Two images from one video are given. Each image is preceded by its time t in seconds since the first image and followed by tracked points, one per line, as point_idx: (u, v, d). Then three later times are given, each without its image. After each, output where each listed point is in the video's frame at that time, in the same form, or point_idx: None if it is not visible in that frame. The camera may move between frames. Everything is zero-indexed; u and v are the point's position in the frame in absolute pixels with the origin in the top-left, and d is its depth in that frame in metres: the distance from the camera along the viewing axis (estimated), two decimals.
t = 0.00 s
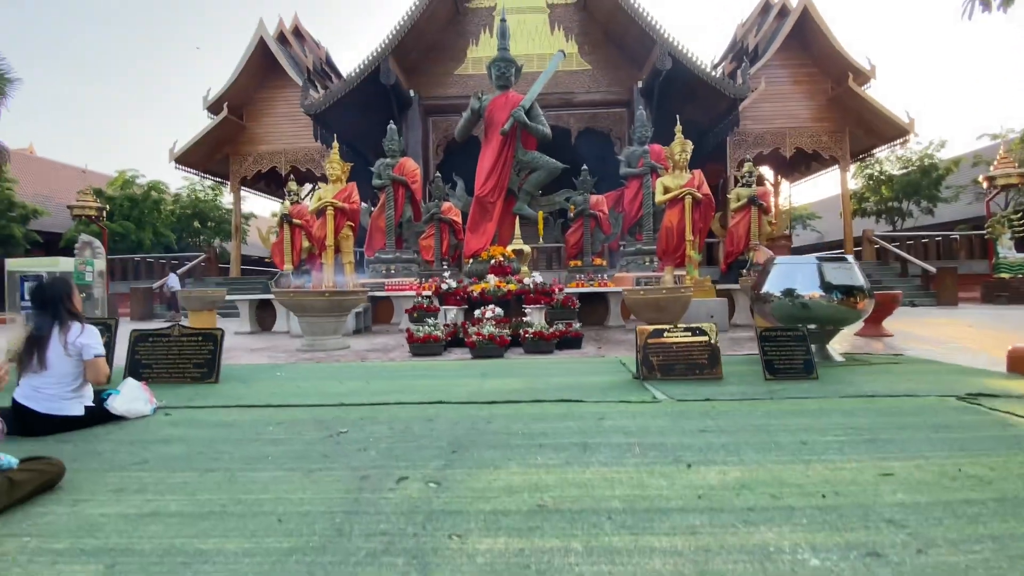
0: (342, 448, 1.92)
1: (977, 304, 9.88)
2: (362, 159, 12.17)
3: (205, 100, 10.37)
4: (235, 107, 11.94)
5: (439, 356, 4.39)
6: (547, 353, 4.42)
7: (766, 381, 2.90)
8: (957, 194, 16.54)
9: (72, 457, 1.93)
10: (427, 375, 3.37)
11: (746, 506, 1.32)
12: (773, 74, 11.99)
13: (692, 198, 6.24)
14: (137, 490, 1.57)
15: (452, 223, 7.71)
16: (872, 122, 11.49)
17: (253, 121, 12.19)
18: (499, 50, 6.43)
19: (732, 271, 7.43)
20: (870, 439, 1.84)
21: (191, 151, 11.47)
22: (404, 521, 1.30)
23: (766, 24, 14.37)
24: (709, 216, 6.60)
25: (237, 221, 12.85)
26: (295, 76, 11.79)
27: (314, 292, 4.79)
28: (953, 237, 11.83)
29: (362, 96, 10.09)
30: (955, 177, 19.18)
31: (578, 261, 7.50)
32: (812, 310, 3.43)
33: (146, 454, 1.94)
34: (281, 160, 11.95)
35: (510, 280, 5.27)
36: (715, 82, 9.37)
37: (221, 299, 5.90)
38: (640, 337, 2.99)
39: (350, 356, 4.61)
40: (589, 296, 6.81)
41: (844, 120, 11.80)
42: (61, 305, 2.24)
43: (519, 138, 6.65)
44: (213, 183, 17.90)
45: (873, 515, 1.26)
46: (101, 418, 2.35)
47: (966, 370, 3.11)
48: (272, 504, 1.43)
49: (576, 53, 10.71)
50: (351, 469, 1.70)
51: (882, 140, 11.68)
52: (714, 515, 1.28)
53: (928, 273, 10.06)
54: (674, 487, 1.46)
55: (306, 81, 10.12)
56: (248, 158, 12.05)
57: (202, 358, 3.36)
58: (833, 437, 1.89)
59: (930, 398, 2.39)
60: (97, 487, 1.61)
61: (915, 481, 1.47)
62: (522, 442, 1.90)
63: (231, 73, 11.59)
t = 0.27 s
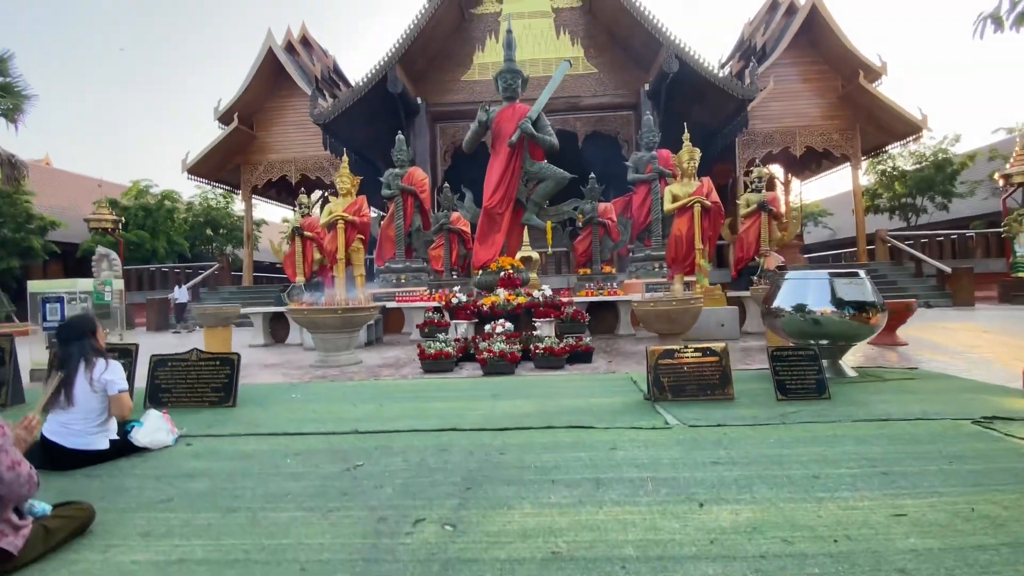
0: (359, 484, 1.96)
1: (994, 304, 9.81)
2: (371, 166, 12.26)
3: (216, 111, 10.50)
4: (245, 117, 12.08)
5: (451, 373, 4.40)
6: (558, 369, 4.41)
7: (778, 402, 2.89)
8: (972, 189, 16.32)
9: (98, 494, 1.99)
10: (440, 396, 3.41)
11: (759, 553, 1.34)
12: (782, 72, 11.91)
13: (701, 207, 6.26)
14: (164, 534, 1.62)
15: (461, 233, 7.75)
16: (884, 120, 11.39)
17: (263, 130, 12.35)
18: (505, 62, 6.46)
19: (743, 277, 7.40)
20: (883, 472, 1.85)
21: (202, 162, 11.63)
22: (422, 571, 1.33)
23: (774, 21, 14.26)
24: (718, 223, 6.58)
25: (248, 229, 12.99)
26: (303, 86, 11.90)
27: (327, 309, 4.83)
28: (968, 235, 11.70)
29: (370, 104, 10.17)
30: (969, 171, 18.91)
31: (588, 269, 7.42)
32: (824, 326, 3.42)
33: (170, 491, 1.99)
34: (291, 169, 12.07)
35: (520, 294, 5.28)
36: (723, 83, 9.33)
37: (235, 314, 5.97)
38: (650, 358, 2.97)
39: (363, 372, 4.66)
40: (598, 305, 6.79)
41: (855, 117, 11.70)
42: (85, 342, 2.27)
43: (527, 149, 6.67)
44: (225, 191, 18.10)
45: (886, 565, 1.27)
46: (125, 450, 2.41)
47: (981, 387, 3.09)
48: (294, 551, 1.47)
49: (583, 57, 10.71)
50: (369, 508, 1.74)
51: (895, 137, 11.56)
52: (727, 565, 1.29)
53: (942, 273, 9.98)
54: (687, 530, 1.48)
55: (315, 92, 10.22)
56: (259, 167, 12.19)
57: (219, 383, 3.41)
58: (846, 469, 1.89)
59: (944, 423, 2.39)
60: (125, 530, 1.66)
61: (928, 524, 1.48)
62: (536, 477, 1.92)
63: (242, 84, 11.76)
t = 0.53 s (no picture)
0: (380, 516, 2.01)
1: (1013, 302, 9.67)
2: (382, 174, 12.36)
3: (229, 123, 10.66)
4: (257, 128, 12.25)
5: (464, 389, 4.37)
6: (571, 383, 4.38)
7: (791, 420, 2.90)
8: (989, 182, 16.07)
9: (131, 527, 2.06)
10: (455, 416, 3.46)
11: None
12: (792, 70, 11.82)
13: (711, 213, 6.25)
14: (195, 571, 1.68)
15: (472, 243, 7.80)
16: (897, 115, 11.27)
17: (275, 140, 12.51)
18: (513, 74, 6.51)
19: (755, 282, 7.37)
20: (897, 501, 1.87)
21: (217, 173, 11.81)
22: None
23: (783, 18, 14.15)
24: (729, 230, 6.57)
25: (263, 239, 13.15)
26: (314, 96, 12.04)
27: (343, 325, 4.89)
28: (986, 232, 11.50)
29: (380, 113, 10.27)
30: (986, 164, 18.61)
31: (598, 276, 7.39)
32: (838, 340, 3.40)
33: (199, 523, 2.05)
34: (303, 178, 12.22)
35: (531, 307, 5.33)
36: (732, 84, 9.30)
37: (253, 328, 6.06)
38: (663, 377, 2.98)
39: (380, 387, 4.72)
40: (610, 313, 6.80)
41: (868, 113, 11.58)
42: (115, 377, 2.34)
43: (536, 159, 6.72)
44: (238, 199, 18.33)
45: None
46: (154, 479, 2.48)
47: (998, 402, 3.07)
48: None
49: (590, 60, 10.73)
50: (390, 543, 1.79)
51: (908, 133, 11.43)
52: None
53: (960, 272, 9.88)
54: (702, 567, 1.52)
55: (325, 102, 10.33)
56: (271, 177, 12.35)
57: (241, 405, 3.48)
58: (859, 498, 1.91)
59: (958, 444, 2.39)
60: (158, 567, 1.73)
61: (942, 559, 1.50)
62: (553, 508, 1.96)
63: (253, 95, 11.93)
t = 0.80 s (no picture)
0: (395, 538, 2.06)
1: None
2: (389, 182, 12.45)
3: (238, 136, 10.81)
4: (265, 139, 12.40)
5: (473, 402, 4.42)
6: (581, 395, 4.41)
7: (800, 434, 2.92)
8: (1001, 178, 15.88)
9: (154, 551, 2.12)
10: (466, 432, 3.50)
11: None
12: (797, 69, 11.78)
13: (718, 220, 6.25)
14: None
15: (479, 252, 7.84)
16: (905, 112, 11.21)
17: (283, 151, 12.65)
18: (517, 86, 6.57)
19: (764, 287, 7.36)
20: (904, 520, 1.89)
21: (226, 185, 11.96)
22: None
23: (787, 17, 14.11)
24: (736, 236, 6.57)
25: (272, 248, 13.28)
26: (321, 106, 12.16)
27: (353, 340, 4.95)
28: (997, 229, 11.40)
29: (386, 123, 10.36)
30: (998, 159, 18.40)
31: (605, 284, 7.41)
32: (845, 351, 3.41)
33: (220, 547, 2.11)
34: (311, 188, 12.34)
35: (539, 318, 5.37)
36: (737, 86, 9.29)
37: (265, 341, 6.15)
38: (671, 393, 3.01)
39: (391, 401, 4.77)
40: (617, 321, 6.82)
41: (875, 111, 11.52)
42: (136, 404, 2.41)
43: (541, 169, 6.77)
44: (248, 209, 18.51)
45: None
46: (175, 501, 2.54)
47: (1006, 412, 3.07)
48: None
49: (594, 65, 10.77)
50: (404, 567, 1.83)
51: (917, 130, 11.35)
52: None
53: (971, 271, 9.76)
54: None
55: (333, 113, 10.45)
56: (280, 187, 12.48)
57: (256, 423, 3.55)
58: (865, 517, 1.93)
59: (965, 459, 2.40)
60: None
61: None
62: (562, 529, 2.00)
63: (261, 107, 12.09)
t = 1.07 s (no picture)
0: (410, 542, 2.11)
1: None
2: (397, 183, 12.52)
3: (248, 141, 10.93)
4: (275, 143, 12.52)
5: (485, 404, 4.46)
6: (591, 395, 4.44)
7: (809, 434, 2.93)
8: (1015, 166, 15.64)
9: (179, 557, 2.18)
10: (478, 434, 3.54)
11: None
12: (805, 61, 11.68)
13: (726, 217, 6.25)
14: None
15: (488, 253, 7.87)
16: (916, 102, 11.10)
17: (292, 155, 12.76)
18: (522, 87, 6.60)
19: (774, 283, 7.34)
20: (913, 520, 1.90)
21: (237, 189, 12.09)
22: None
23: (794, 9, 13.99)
24: (745, 232, 6.54)
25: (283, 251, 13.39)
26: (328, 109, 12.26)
27: (366, 343, 5.00)
28: (1012, 220, 11.36)
29: (393, 125, 10.42)
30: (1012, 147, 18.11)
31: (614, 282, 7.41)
32: (855, 349, 3.41)
33: (241, 552, 2.17)
34: (321, 190, 12.44)
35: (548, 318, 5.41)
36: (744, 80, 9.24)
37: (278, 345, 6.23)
38: (680, 394, 3.04)
39: (403, 403, 4.83)
40: (626, 319, 6.83)
41: (885, 102, 11.41)
42: (158, 412, 2.49)
43: (548, 170, 6.79)
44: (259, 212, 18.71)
45: None
46: (197, 507, 2.61)
47: (1018, 409, 3.07)
48: None
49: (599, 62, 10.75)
50: (420, 571, 1.88)
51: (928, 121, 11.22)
52: None
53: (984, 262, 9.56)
54: None
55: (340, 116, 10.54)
56: (290, 190, 12.60)
57: (273, 428, 3.61)
58: (874, 517, 1.95)
59: (975, 457, 2.41)
60: None
61: None
62: (574, 532, 2.04)
63: (270, 111, 12.21)
